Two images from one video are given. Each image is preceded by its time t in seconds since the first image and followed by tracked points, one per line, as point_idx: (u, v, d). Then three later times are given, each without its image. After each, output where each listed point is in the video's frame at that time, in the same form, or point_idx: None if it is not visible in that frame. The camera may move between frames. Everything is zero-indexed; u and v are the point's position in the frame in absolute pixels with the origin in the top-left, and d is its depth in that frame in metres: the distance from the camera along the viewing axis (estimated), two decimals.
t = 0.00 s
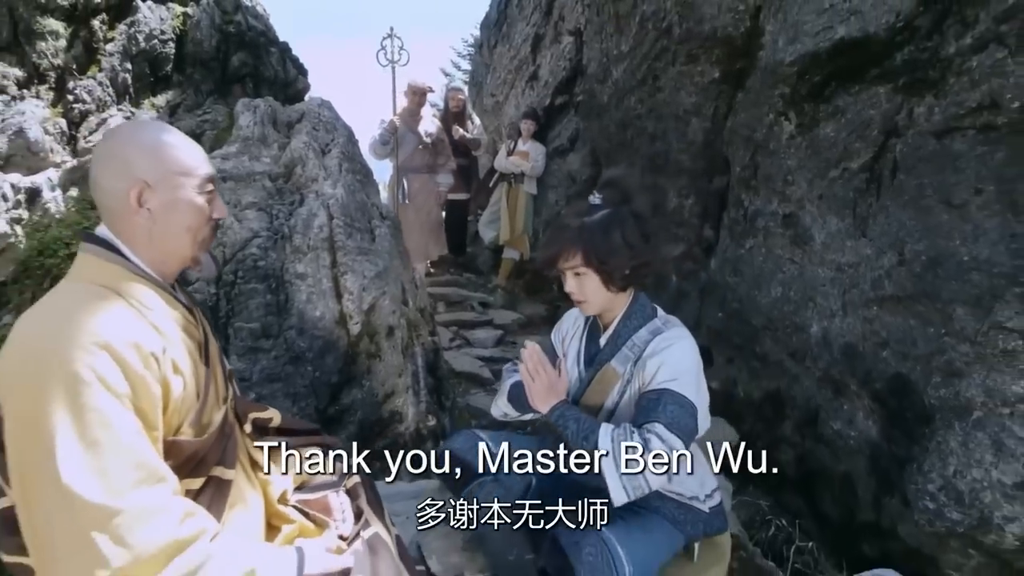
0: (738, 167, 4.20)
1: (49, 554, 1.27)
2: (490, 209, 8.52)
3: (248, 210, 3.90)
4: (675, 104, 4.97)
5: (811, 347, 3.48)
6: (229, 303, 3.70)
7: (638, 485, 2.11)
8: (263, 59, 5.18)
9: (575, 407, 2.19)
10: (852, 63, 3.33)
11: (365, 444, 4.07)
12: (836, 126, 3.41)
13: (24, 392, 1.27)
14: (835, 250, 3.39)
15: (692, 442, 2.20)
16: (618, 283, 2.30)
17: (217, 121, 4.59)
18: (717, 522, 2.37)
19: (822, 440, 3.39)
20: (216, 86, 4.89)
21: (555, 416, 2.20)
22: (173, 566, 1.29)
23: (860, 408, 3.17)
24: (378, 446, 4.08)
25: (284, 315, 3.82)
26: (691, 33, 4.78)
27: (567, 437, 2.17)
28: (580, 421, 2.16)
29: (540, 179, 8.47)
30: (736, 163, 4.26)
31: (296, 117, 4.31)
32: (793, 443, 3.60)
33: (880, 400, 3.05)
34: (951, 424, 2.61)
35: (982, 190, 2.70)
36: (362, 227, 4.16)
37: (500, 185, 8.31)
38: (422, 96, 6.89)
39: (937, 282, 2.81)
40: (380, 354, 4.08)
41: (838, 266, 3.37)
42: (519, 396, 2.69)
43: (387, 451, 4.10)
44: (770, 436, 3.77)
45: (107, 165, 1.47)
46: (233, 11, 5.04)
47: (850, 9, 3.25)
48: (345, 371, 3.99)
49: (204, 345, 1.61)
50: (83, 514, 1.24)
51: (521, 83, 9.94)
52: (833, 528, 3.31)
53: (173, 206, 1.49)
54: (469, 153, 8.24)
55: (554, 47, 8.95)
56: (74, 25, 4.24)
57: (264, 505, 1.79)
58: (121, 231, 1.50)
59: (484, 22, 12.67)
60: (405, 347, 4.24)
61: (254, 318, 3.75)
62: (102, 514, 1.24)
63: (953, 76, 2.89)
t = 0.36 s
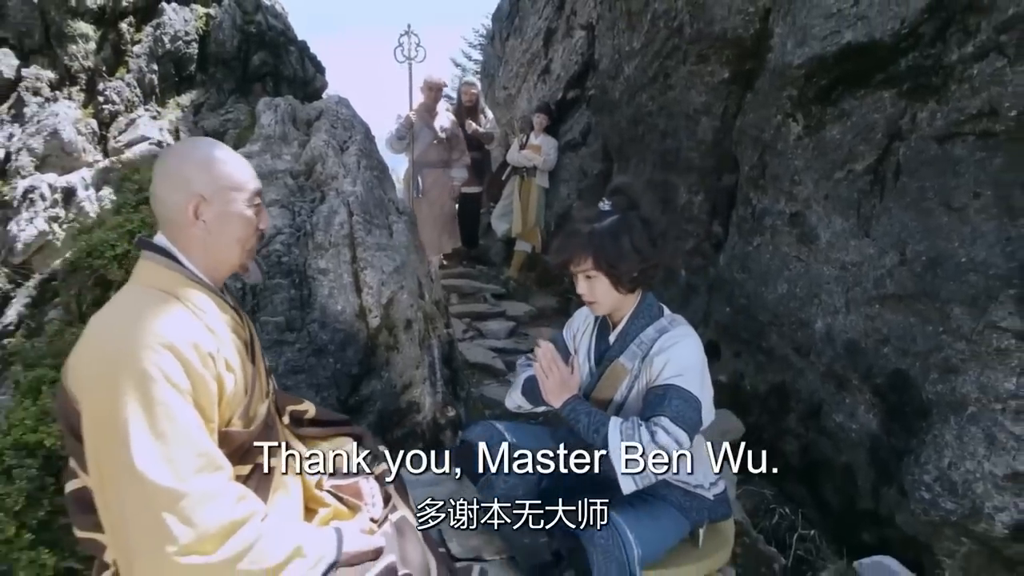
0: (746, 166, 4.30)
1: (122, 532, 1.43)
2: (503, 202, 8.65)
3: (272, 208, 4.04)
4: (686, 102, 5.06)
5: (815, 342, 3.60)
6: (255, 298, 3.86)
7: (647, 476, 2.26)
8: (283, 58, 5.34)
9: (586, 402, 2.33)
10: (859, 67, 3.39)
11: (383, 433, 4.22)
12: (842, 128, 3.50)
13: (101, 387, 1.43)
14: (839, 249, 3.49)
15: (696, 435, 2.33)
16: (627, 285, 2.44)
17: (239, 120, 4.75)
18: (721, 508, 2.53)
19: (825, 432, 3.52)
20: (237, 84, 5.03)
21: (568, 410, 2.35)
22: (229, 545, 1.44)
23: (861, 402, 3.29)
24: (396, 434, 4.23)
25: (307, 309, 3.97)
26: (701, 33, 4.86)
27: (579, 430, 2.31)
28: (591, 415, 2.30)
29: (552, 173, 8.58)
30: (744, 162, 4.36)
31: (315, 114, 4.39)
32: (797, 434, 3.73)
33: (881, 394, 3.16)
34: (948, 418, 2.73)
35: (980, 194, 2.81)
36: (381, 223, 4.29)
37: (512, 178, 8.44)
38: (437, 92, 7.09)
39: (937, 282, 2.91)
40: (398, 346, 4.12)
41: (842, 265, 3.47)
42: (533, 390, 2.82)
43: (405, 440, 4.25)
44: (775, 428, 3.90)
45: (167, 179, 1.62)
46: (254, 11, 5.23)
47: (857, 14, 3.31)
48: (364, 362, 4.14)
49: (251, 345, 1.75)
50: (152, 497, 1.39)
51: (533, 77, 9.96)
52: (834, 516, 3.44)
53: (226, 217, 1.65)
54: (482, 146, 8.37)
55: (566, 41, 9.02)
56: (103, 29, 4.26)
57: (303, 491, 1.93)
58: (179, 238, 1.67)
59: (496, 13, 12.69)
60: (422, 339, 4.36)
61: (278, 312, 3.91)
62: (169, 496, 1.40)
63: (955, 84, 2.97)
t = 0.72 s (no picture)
0: (754, 167, 4.41)
1: (182, 517, 1.58)
2: (514, 196, 8.76)
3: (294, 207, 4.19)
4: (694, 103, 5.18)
5: (819, 339, 3.72)
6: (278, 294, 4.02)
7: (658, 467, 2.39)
8: (300, 59, 5.65)
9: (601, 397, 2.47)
10: (864, 73, 3.49)
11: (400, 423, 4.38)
12: (846, 133, 3.59)
13: (164, 387, 1.57)
14: (842, 250, 3.60)
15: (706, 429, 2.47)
16: (642, 286, 2.58)
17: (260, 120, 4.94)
18: (726, 498, 2.68)
19: (827, 426, 3.65)
20: (256, 84, 5.37)
21: (584, 405, 2.49)
22: (278, 529, 1.59)
23: (863, 397, 3.42)
24: (412, 425, 4.39)
25: (328, 305, 4.12)
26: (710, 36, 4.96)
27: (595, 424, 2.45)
28: (606, 410, 2.44)
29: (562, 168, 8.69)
30: (752, 163, 4.48)
31: (332, 113, 4.54)
32: (801, 427, 3.86)
33: (881, 390, 3.28)
34: (943, 415, 2.84)
35: (979, 200, 2.88)
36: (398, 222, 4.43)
37: (523, 173, 8.56)
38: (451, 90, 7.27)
39: (935, 284, 3.02)
40: (415, 340, 4.24)
41: (845, 266, 3.57)
42: (550, 385, 2.96)
43: (421, 430, 4.41)
44: (780, 421, 4.02)
45: (217, 193, 1.76)
46: (272, 12, 5.58)
47: (863, 22, 3.42)
48: (381, 356, 4.29)
49: (291, 345, 1.90)
50: (210, 487, 1.54)
51: (543, 72, 10.00)
52: (835, 507, 3.57)
53: (271, 229, 1.79)
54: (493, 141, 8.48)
55: (576, 37, 9.10)
56: (129, 32, 4.75)
57: (338, 480, 2.08)
58: (228, 247, 1.80)
59: (506, 5, 12.75)
60: (437, 333, 4.49)
61: (300, 307, 4.07)
62: (226, 486, 1.55)
63: (956, 93, 3.06)
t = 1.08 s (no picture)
0: (755, 165, 4.54)
1: (230, 502, 1.74)
2: (517, 189, 8.90)
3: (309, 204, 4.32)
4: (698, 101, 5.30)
5: (816, 333, 3.87)
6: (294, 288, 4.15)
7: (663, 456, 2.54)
8: (311, 56, 5.76)
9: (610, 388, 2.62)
10: (862, 77, 3.61)
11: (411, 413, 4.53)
12: (844, 134, 3.71)
13: (214, 385, 1.72)
14: (839, 247, 3.74)
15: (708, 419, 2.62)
16: (652, 284, 2.73)
17: (272, 118, 5.05)
18: (725, 485, 2.84)
19: (823, 417, 3.80)
20: (267, 81, 5.46)
21: (594, 395, 2.63)
22: (318, 513, 1.75)
23: (857, 389, 3.57)
24: (422, 415, 4.54)
25: (342, 299, 4.26)
26: (713, 36, 5.07)
27: (604, 413, 2.60)
28: (614, 400, 2.59)
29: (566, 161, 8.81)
30: (753, 161, 4.60)
31: (343, 109, 4.71)
32: (798, 418, 4.01)
33: (875, 382, 3.43)
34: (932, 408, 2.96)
35: (969, 203, 2.95)
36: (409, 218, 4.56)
37: (527, 166, 8.70)
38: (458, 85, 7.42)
39: (927, 282, 3.14)
40: (425, 333, 4.35)
41: (842, 263, 3.71)
42: (562, 377, 3.11)
43: (431, 420, 4.56)
44: (778, 412, 4.18)
45: (260, 203, 1.89)
46: (282, 11, 5.69)
47: (862, 27, 3.55)
48: (393, 348, 4.43)
49: (322, 343, 2.04)
50: (258, 475, 1.69)
51: (547, 65, 10.04)
52: (830, 494, 3.72)
53: (308, 236, 1.93)
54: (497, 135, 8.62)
55: (580, 31, 9.18)
56: (145, 33, 4.85)
57: (365, 467, 2.24)
58: (267, 252, 1.94)
59: None
60: (447, 326, 4.63)
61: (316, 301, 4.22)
62: (271, 474, 1.70)
63: (949, 99, 3.14)
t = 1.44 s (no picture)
0: (752, 167, 4.70)
1: (271, 491, 1.90)
2: (518, 186, 9.01)
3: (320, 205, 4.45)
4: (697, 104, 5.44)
5: (809, 330, 4.03)
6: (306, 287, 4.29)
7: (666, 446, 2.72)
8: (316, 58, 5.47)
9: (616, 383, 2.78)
10: (855, 85, 3.77)
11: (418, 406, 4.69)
12: (838, 139, 3.86)
13: (259, 385, 1.88)
14: (832, 248, 3.89)
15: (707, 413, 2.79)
16: (657, 284, 2.89)
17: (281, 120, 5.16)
18: (723, 475, 3.00)
19: (816, 409, 3.97)
20: (277, 83, 5.24)
21: (601, 390, 2.80)
22: (351, 501, 1.92)
23: (848, 383, 3.74)
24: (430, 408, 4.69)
25: (352, 297, 4.40)
26: (712, 41, 5.20)
27: (610, 406, 2.77)
28: (620, 394, 2.75)
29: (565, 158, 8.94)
30: (750, 163, 4.75)
31: (349, 111, 4.72)
32: (792, 410, 4.18)
33: (865, 377, 3.59)
34: (917, 401, 3.13)
35: (954, 208, 3.11)
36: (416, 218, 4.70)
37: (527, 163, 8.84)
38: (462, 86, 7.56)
39: (914, 282, 3.30)
40: (432, 329, 4.51)
41: (834, 262, 3.87)
42: (569, 372, 3.27)
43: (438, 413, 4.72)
44: (773, 405, 4.34)
45: (304, 218, 2.03)
46: (290, 14, 5.49)
47: (854, 36, 3.70)
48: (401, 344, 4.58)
49: (350, 344, 2.18)
50: (298, 467, 1.86)
51: (547, 63, 10.17)
52: (822, 483, 3.89)
53: (344, 246, 2.09)
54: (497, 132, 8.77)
55: (579, 29, 9.29)
56: (158, 35, 4.54)
57: (388, 459, 2.40)
58: (308, 262, 2.08)
59: None
60: (453, 322, 4.77)
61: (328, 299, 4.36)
62: (310, 465, 1.86)
63: (936, 108, 3.29)
